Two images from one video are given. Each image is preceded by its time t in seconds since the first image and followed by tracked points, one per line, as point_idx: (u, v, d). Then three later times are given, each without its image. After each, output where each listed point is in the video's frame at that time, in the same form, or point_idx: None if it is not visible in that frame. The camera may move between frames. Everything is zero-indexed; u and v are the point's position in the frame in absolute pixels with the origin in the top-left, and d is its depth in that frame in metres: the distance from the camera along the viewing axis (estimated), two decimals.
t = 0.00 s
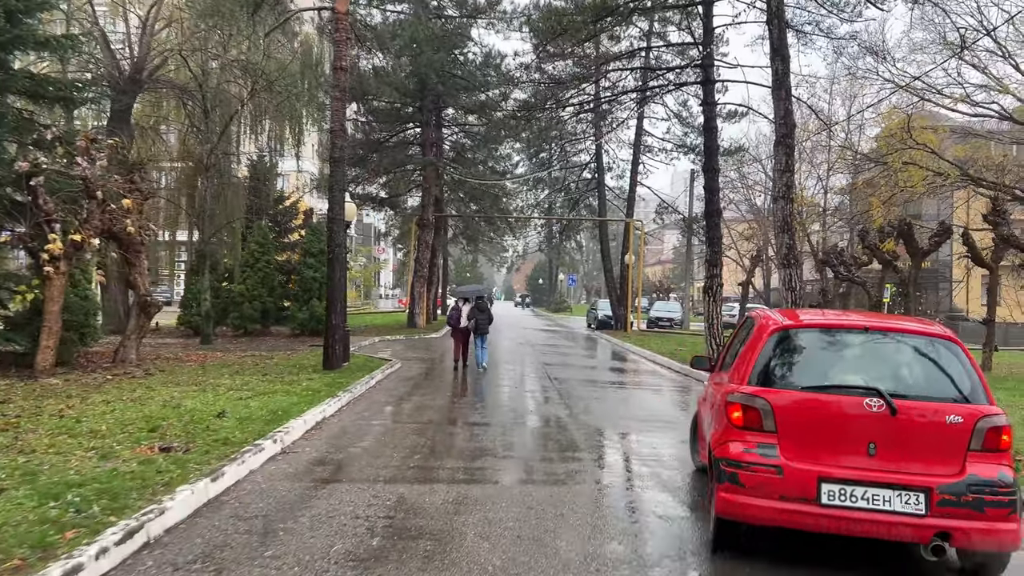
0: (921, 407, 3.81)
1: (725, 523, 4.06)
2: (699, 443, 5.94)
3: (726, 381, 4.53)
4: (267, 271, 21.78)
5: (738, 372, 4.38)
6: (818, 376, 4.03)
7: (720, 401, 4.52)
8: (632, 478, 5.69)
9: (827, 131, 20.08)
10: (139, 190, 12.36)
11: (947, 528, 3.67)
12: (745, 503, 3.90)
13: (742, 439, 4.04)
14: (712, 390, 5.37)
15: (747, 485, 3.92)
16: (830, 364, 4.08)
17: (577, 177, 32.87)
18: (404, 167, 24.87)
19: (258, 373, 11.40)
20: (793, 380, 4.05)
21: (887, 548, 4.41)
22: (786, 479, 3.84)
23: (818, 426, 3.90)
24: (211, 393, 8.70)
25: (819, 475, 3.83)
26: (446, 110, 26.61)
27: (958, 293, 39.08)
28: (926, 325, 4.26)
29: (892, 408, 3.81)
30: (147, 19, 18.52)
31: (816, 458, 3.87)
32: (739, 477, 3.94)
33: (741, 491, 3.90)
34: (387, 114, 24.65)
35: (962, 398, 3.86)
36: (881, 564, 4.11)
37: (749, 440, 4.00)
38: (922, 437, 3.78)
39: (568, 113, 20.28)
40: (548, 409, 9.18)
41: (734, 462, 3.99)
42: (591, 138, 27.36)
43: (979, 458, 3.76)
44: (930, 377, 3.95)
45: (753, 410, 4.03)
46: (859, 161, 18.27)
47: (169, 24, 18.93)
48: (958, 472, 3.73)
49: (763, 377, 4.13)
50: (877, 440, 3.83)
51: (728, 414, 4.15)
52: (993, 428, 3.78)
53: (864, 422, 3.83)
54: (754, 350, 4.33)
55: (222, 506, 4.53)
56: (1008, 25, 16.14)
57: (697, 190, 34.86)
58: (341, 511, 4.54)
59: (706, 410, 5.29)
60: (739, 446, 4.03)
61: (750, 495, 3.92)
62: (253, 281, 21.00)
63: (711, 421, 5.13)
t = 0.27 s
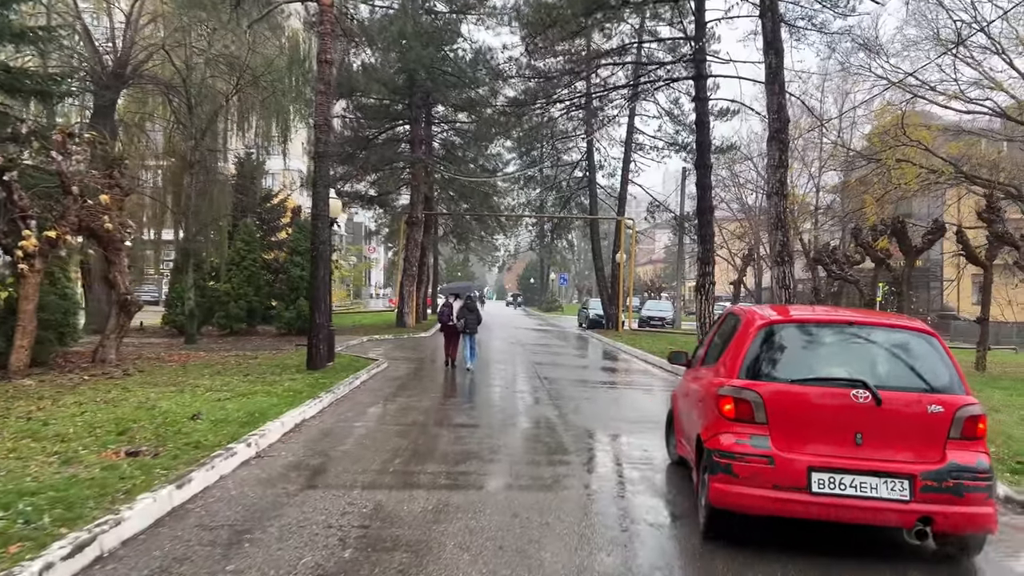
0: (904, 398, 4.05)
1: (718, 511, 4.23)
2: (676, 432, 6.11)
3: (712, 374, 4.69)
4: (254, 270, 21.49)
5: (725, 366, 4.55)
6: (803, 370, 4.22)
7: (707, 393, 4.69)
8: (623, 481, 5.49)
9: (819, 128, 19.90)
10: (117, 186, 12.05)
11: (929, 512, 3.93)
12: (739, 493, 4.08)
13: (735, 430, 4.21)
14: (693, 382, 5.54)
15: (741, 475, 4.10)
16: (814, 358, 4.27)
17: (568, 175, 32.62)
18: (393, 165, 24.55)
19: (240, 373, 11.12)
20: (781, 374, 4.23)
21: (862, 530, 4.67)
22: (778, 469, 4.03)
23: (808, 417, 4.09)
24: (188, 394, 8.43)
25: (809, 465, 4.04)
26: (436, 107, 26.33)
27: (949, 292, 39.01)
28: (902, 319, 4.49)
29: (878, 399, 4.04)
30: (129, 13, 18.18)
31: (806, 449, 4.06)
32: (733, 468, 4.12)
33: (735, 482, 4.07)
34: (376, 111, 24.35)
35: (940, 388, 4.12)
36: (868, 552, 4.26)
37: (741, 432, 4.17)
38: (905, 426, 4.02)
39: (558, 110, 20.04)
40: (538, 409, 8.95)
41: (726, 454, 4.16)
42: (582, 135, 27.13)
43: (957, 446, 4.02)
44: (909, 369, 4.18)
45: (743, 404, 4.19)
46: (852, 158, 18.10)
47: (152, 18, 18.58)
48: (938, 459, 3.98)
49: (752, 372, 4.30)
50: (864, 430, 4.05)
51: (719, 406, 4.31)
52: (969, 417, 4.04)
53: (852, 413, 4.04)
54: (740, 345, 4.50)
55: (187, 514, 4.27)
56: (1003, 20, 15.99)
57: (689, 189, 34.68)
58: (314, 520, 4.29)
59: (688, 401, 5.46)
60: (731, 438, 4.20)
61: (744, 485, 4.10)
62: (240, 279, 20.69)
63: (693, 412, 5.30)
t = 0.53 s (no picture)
0: (883, 394, 4.13)
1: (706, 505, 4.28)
2: (655, 430, 6.19)
3: (697, 373, 4.76)
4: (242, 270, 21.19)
5: (711, 366, 4.60)
6: (786, 368, 4.30)
7: (693, 392, 4.75)
8: (615, 492, 5.23)
9: (816, 126, 19.65)
10: (100, 183, 11.73)
11: (909, 504, 4.02)
12: (729, 488, 4.13)
13: (722, 427, 4.26)
14: (676, 381, 5.60)
15: (730, 470, 4.15)
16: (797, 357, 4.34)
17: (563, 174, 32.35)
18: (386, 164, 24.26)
19: (224, 375, 10.81)
20: (766, 372, 4.29)
21: (840, 522, 4.78)
22: (766, 464, 4.09)
23: (791, 415, 4.16)
24: (167, 399, 8.13)
25: (795, 460, 4.10)
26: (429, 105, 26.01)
27: (945, 292, 38.80)
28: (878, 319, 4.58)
29: (859, 396, 4.12)
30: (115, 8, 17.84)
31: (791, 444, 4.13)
32: (722, 464, 4.17)
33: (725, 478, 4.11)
34: (368, 109, 24.04)
35: (917, 385, 4.21)
36: (853, 547, 4.27)
37: (728, 429, 4.23)
38: (887, 421, 4.10)
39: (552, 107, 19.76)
40: (531, 413, 8.69)
41: (713, 451, 4.22)
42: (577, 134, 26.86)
43: (933, 441, 4.13)
44: (887, 367, 4.26)
45: (729, 401, 4.25)
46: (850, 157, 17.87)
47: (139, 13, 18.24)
48: (917, 453, 4.07)
49: (737, 371, 4.35)
50: (847, 426, 4.12)
51: (707, 404, 4.36)
52: (946, 413, 4.15)
53: (835, 410, 4.11)
54: (724, 345, 4.56)
55: (150, 531, 3.99)
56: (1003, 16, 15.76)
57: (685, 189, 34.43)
58: (286, 536, 4.01)
59: (671, 399, 5.53)
60: (719, 435, 4.25)
61: (731, 480, 4.16)
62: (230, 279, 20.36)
63: (676, 410, 5.37)
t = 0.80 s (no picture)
0: (861, 389, 4.35)
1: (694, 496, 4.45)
2: (638, 427, 6.37)
3: (684, 371, 4.94)
4: (234, 270, 20.88)
5: (698, 363, 4.79)
6: (770, 365, 4.50)
7: (680, 388, 4.93)
8: (611, 499, 5.02)
9: (816, 124, 19.36)
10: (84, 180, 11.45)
11: (886, 492, 4.23)
12: (717, 479, 4.30)
13: (710, 421, 4.44)
14: (661, 378, 5.78)
15: (718, 462, 4.32)
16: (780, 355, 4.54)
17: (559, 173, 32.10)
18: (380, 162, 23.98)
19: (211, 378, 10.54)
20: (752, 369, 4.48)
21: (817, 511, 4.98)
22: (753, 455, 4.27)
23: (776, 409, 4.35)
24: (149, 403, 7.86)
25: (779, 451, 4.29)
26: (424, 103, 25.70)
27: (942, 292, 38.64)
28: (855, 318, 4.80)
29: (839, 391, 4.32)
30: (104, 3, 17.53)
31: (776, 436, 4.31)
32: (711, 456, 4.34)
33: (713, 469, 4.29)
34: (362, 107, 23.75)
35: (892, 380, 4.43)
36: (848, 546, 4.24)
37: (716, 422, 4.41)
38: (865, 414, 4.31)
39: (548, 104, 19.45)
40: (525, 417, 8.41)
41: (702, 443, 4.39)
42: (573, 132, 26.58)
43: (907, 433, 4.35)
44: (864, 363, 4.47)
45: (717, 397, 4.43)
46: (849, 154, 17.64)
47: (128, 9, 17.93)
48: (893, 443, 4.29)
49: (724, 367, 4.54)
50: (827, 419, 4.33)
51: (695, 399, 4.53)
52: (919, 406, 4.37)
53: (817, 404, 4.31)
54: (710, 343, 4.75)
55: (114, 547, 3.73)
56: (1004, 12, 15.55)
57: (683, 188, 34.16)
58: (261, 552, 3.76)
59: (656, 396, 5.70)
60: (707, 428, 4.43)
61: (719, 471, 4.34)
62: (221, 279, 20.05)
63: (662, 406, 5.54)
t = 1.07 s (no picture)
0: (836, 381, 4.60)
1: (680, 483, 4.70)
2: (624, 419, 6.60)
3: (669, 364, 5.16)
4: (227, 268, 20.62)
5: (683, 357, 5.01)
6: (751, 359, 4.73)
7: (665, 380, 5.16)
8: (610, 506, 4.79)
9: (817, 121, 19.06)
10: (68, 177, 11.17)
11: (860, 478, 4.49)
12: (702, 467, 4.54)
13: (695, 413, 4.68)
14: (645, 371, 5.99)
15: (703, 451, 4.56)
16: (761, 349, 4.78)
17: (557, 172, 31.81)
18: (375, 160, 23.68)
19: (198, 379, 10.24)
20: (734, 363, 4.71)
21: (793, 496, 5.25)
22: (735, 444, 4.51)
23: (756, 400, 4.59)
24: (129, 406, 7.57)
25: (760, 440, 4.54)
26: (420, 100, 25.39)
27: (941, 291, 38.47)
28: (830, 314, 5.04)
29: (816, 384, 4.57)
30: None
31: (757, 427, 4.55)
32: (696, 445, 4.58)
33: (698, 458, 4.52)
34: (357, 103, 23.45)
35: (866, 373, 4.68)
36: (859, 556, 4.03)
37: (700, 413, 4.64)
38: (840, 405, 4.57)
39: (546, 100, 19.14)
40: (521, 420, 8.14)
41: (687, 434, 4.63)
42: (571, 130, 26.28)
43: (878, 422, 4.61)
44: (840, 358, 4.72)
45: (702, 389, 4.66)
46: (851, 151, 17.38)
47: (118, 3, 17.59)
48: (866, 432, 4.55)
49: (708, 361, 4.77)
50: (805, 409, 4.58)
51: (681, 392, 4.76)
52: (890, 397, 4.63)
53: (796, 396, 4.55)
54: (694, 338, 4.97)
55: (75, 567, 3.43)
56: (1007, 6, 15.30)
57: (681, 187, 33.86)
58: (233, 570, 3.47)
59: (641, 388, 5.92)
60: (692, 419, 4.68)
61: (704, 460, 4.57)
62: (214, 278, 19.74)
63: (647, 398, 5.77)
